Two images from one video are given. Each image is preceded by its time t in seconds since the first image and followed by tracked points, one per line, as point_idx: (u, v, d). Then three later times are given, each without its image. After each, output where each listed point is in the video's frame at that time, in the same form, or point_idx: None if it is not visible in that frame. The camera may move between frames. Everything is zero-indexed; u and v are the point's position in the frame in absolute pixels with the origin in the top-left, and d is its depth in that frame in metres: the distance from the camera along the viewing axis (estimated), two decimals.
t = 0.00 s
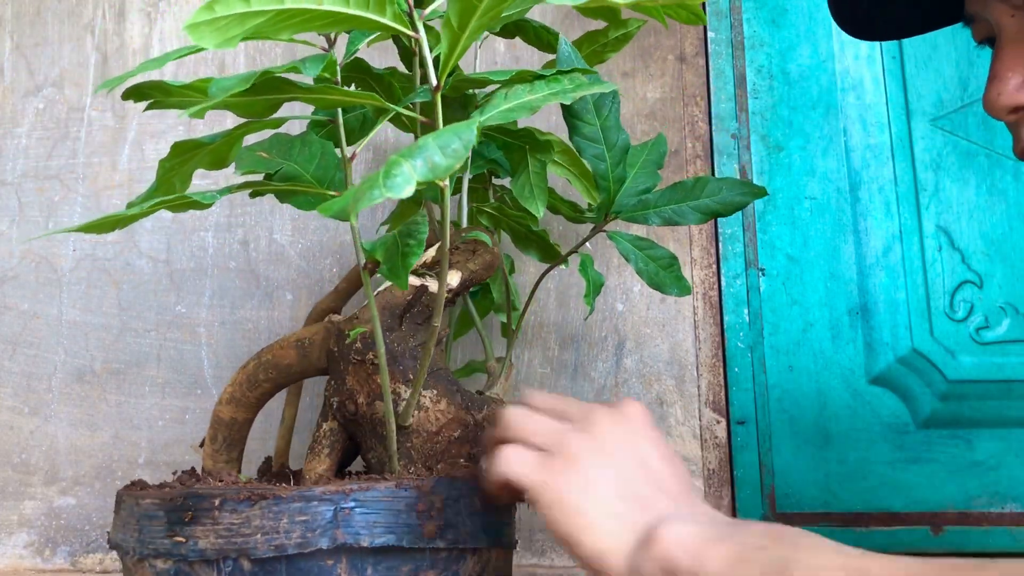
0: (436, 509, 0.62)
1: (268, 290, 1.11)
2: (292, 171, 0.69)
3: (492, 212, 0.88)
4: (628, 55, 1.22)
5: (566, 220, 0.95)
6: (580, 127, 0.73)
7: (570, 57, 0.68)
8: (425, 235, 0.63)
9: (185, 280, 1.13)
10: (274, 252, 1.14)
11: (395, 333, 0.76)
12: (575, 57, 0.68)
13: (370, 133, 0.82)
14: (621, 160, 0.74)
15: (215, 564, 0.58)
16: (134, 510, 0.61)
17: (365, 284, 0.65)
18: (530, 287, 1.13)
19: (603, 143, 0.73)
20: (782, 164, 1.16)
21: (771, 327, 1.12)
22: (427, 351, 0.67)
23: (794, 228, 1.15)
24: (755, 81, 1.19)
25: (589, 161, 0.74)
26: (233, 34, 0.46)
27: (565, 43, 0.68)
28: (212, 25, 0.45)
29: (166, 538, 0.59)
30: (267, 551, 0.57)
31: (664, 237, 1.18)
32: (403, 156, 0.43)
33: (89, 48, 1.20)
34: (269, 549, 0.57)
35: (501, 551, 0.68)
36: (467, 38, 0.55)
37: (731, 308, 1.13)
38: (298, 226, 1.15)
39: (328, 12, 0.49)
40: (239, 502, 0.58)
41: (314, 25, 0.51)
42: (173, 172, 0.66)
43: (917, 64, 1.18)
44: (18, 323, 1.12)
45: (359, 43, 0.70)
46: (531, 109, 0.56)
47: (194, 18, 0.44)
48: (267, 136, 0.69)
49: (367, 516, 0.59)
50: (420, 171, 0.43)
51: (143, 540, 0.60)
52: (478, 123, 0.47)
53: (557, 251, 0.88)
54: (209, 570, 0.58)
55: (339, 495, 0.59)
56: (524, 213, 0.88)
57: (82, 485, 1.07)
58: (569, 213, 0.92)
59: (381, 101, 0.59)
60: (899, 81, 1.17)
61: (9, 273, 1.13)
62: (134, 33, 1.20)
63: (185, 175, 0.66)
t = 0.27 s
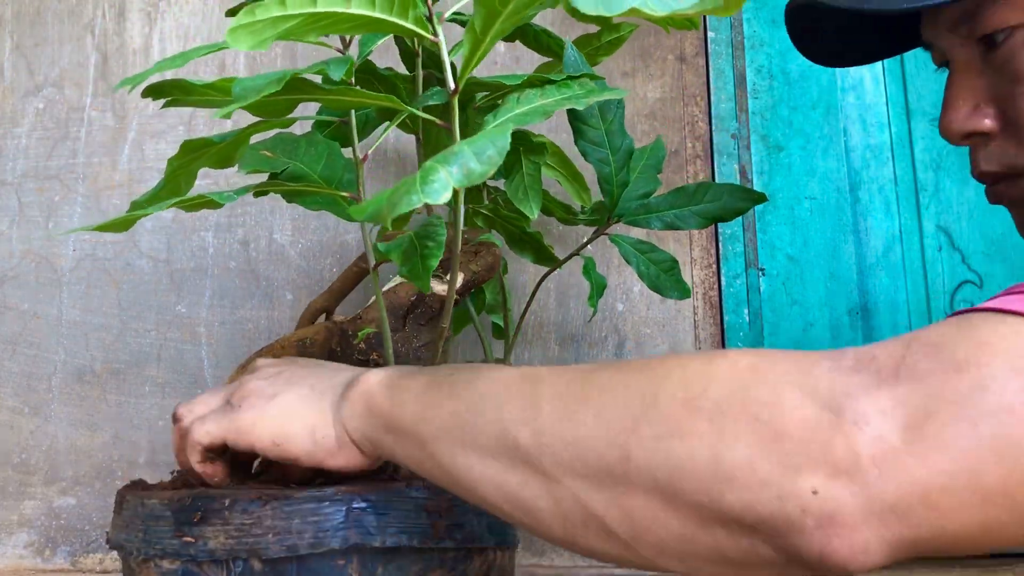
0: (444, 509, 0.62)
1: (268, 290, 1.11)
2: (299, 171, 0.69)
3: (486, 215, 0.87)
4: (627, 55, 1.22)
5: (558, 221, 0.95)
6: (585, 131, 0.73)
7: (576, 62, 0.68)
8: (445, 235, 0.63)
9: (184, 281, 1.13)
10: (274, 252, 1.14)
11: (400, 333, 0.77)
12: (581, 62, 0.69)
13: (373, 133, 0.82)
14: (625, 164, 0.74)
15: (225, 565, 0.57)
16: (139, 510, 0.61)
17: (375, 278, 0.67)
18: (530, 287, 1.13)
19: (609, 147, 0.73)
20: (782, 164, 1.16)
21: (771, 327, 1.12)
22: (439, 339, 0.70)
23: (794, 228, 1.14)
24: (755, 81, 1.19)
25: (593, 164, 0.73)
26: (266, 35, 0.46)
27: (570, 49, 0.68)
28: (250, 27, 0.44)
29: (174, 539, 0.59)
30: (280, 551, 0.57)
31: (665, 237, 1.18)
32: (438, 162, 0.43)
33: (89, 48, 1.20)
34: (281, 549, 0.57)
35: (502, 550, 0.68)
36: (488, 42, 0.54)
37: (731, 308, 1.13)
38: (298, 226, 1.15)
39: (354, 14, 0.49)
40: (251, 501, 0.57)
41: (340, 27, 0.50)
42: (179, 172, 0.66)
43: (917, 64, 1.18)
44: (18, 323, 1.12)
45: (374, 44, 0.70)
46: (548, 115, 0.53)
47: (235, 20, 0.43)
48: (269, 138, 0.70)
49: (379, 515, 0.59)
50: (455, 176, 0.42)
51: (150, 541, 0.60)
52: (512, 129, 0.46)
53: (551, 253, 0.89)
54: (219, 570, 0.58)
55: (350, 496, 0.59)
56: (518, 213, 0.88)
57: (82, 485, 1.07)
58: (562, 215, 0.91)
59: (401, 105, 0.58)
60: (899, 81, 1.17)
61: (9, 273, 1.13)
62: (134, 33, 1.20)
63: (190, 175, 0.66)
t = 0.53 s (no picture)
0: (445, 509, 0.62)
1: (268, 290, 1.11)
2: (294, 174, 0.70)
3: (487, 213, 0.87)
4: (627, 55, 1.22)
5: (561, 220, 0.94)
6: (583, 130, 0.75)
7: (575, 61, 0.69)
8: (429, 236, 0.61)
9: (184, 280, 1.13)
10: (274, 252, 1.14)
11: (399, 334, 0.76)
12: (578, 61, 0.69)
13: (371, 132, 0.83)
14: (624, 164, 0.75)
15: (223, 564, 0.58)
16: (138, 510, 0.61)
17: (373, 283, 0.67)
18: (530, 287, 1.13)
19: (607, 147, 0.74)
20: (782, 164, 1.16)
21: (770, 327, 1.12)
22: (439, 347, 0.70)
23: (793, 228, 1.14)
24: (755, 81, 1.19)
25: (593, 164, 0.75)
26: (246, 33, 0.46)
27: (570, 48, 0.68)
28: (224, 25, 0.45)
29: (171, 538, 0.59)
30: (277, 552, 0.57)
31: (665, 237, 1.18)
32: (418, 154, 0.44)
33: (89, 48, 1.20)
34: (279, 549, 0.57)
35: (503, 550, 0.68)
36: (481, 39, 0.53)
37: (731, 308, 1.13)
38: (298, 226, 1.15)
39: (343, 14, 0.49)
40: (247, 501, 0.58)
41: (329, 27, 0.50)
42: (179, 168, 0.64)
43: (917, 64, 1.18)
44: (18, 323, 1.12)
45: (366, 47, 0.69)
46: (542, 109, 0.52)
47: (207, 17, 0.44)
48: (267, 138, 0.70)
49: (378, 516, 0.59)
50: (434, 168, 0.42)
51: (147, 541, 0.60)
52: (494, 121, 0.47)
53: (552, 253, 0.89)
54: (216, 570, 0.58)
55: (349, 495, 0.59)
56: (519, 213, 0.88)
57: (82, 485, 1.07)
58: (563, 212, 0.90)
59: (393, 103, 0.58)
60: (899, 81, 1.18)
61: (9, 273, 1.13)
62: (135, 34, 1.20)
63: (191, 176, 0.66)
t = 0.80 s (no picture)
0: (444, 509, 0.62)
1: (268, 290, 1.11)
2: (297, 169, 0.69)
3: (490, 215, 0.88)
4: (628, 55, 1.22)
5: (563, 221, 0.94)
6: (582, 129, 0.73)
7: (578, 60, 0.68)
8: (442, 236, 0.61)
9: (185, 280, 1.13)
10: (274, 253, 1.14)
11: (400, 333, 0.77)
12: (583, 60, 0.69)
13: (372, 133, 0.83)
14: (626, 164, 0.75)
15: (223, 564, 0.58)
16: (139, 510, 0.61)
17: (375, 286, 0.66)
18: (529, 287, 1.13)
19: (609, 146, 0.74)
20: (782, 164, 1.16)
21: (770, 327, 1.12)
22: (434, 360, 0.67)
23: (793, 228, 1.14)
24: (755, 81, 1.19)
25: (594, 163, 0.74)
26: (258, 29, 0.46)
27: (573, 47, 0.68)
28: (239, 18, 0.44)
29: (172, 538, 0.59)
30: (277, 551, 0.57)
31: (664, 238, 1.18)
32: (426, 159, 0.44)
33: (89, 48, 1.20)
34: (278, 549, 0.57)
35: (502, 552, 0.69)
36: (485, 41, 0.55)
37: (731, 308, 1.13)
38: (298, 226, 1.15)
39: (350, 11, 0.50)
40: (247, 501, 0.58)
41: (336, 22, 0.51)
42: (183, 171, 0.66)
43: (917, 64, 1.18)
44: (18, 323, 1.12)
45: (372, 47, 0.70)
46: (544, 115, 0.55)
47: (224, 11, 0.43)
48: (270, 131, 0.68)
49: (377, 516, 0.59)
50: (445, 173, 0.43)
51: (148, 540, 0.60)
52: (501, 127, 0.47)
53: (554, 254, 0.89)
54: (216, 569, 0.58)
55: (349, 495, 0.59)
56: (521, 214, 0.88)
57: (82, 485, 1.07)
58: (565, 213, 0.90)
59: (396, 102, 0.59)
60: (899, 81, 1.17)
61: (9, 273, 1.13)
62: (135, 33, 1.20)
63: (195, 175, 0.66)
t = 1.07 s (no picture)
0: (432, 510, 0.62)
1: (268, 290, 1.11)
2: (288, 170, 0.69)
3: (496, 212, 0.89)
4: (628, 55, 1.22)
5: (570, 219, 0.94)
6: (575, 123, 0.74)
7: (571, 53, 0.68)
8: (416, 231, 0.63)
9: (184, 280, 1.13)
10: (274, 252, 1.14)
11: (394, 332, 0.76)
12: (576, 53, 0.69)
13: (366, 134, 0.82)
14: (621, 158, 0.75)
15: (210, 564, 0.58)
16: (133, 510, 0.62)
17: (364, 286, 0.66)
18: (530, 287, 1.13)
19: (603, 142, 0.74)
20: (782, 164, 1.16)
21: (770, 327, 1.12)
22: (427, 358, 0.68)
23: (793, 228, 1.14)
24: (755, 81, 1.19)
25: (588, 158, 0.75)
26: (211, 33, 0.48)
27: (566, 41, 0.68)
28: (188, 23, 0.47)
29: (163, 538, 0.60)
30: (262, 551, 0.57)
31: (664, 237, 1.18)
32: (384, 157, 0.44)
33: (89, 48, 1.20)
34: (263, 549, 0.57)
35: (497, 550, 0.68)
36: (456, 35, 0.57)
37: (731, 308, 1.13)
38: (298, 226, 1.15)
39: (313, 11, 0.52)
40: (234, 501, 0.58)
41: (299, 22, 0.53)
42: (174, 172, 0.67)
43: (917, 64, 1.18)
44: (18, 323, 1.12)
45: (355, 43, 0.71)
46: (525, 108, 0.59)
47: (169, 17, 0.46)
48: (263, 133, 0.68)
49: (363, 517, 0.59)
50: (404, 171, 0.43)
51: (141, 540, 0.61)
52: (459, 122, 0.47)
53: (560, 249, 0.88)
54: (205, 569, 0.58)
55: (334, 495, 0.59)
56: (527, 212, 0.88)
57: (82, 485, 1.07)
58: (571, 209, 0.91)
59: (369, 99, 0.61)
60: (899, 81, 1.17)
61: (9, 273, 1.13)
62: (135, 33, 1.20)
63: (186, 177, 0.67)
